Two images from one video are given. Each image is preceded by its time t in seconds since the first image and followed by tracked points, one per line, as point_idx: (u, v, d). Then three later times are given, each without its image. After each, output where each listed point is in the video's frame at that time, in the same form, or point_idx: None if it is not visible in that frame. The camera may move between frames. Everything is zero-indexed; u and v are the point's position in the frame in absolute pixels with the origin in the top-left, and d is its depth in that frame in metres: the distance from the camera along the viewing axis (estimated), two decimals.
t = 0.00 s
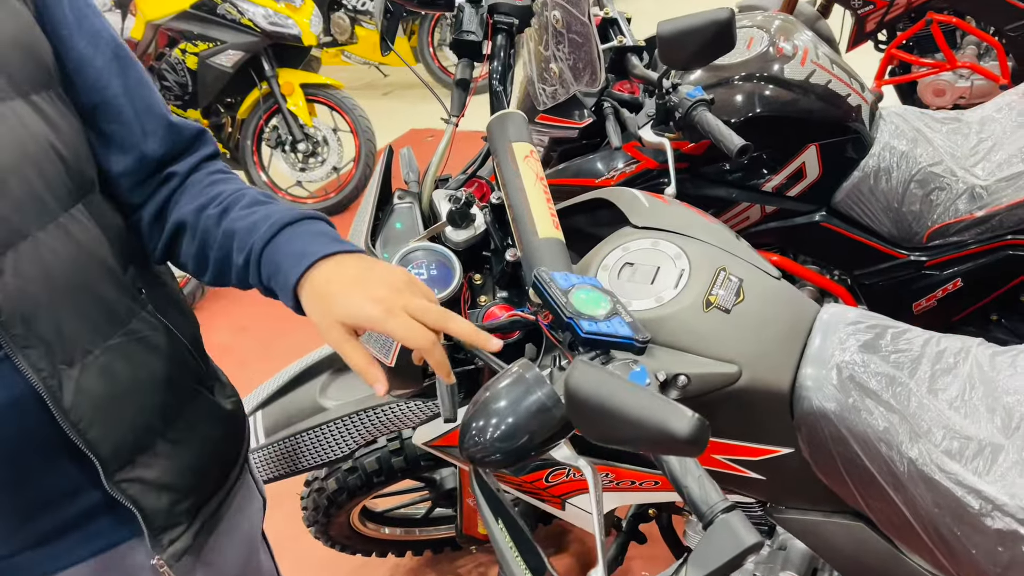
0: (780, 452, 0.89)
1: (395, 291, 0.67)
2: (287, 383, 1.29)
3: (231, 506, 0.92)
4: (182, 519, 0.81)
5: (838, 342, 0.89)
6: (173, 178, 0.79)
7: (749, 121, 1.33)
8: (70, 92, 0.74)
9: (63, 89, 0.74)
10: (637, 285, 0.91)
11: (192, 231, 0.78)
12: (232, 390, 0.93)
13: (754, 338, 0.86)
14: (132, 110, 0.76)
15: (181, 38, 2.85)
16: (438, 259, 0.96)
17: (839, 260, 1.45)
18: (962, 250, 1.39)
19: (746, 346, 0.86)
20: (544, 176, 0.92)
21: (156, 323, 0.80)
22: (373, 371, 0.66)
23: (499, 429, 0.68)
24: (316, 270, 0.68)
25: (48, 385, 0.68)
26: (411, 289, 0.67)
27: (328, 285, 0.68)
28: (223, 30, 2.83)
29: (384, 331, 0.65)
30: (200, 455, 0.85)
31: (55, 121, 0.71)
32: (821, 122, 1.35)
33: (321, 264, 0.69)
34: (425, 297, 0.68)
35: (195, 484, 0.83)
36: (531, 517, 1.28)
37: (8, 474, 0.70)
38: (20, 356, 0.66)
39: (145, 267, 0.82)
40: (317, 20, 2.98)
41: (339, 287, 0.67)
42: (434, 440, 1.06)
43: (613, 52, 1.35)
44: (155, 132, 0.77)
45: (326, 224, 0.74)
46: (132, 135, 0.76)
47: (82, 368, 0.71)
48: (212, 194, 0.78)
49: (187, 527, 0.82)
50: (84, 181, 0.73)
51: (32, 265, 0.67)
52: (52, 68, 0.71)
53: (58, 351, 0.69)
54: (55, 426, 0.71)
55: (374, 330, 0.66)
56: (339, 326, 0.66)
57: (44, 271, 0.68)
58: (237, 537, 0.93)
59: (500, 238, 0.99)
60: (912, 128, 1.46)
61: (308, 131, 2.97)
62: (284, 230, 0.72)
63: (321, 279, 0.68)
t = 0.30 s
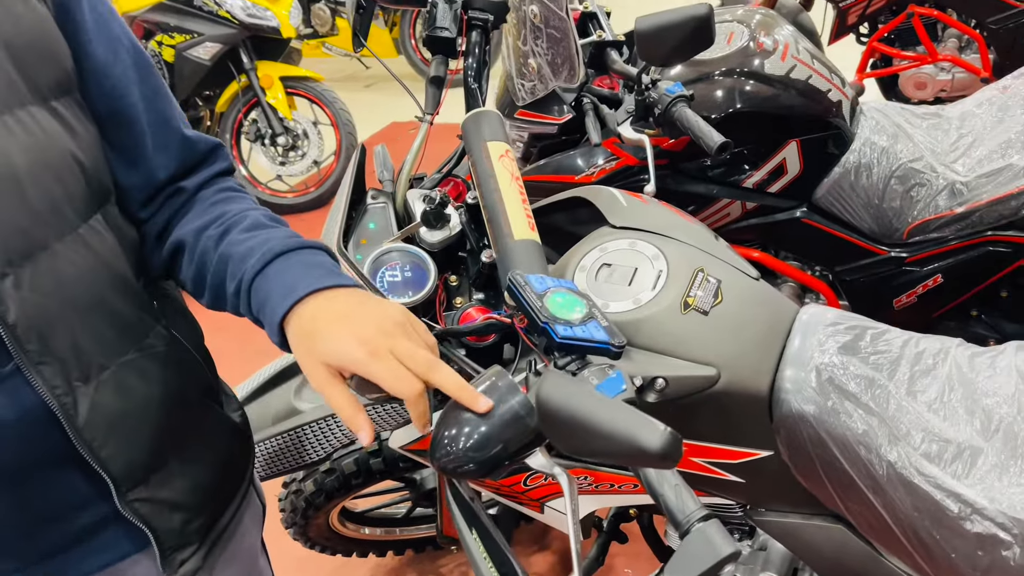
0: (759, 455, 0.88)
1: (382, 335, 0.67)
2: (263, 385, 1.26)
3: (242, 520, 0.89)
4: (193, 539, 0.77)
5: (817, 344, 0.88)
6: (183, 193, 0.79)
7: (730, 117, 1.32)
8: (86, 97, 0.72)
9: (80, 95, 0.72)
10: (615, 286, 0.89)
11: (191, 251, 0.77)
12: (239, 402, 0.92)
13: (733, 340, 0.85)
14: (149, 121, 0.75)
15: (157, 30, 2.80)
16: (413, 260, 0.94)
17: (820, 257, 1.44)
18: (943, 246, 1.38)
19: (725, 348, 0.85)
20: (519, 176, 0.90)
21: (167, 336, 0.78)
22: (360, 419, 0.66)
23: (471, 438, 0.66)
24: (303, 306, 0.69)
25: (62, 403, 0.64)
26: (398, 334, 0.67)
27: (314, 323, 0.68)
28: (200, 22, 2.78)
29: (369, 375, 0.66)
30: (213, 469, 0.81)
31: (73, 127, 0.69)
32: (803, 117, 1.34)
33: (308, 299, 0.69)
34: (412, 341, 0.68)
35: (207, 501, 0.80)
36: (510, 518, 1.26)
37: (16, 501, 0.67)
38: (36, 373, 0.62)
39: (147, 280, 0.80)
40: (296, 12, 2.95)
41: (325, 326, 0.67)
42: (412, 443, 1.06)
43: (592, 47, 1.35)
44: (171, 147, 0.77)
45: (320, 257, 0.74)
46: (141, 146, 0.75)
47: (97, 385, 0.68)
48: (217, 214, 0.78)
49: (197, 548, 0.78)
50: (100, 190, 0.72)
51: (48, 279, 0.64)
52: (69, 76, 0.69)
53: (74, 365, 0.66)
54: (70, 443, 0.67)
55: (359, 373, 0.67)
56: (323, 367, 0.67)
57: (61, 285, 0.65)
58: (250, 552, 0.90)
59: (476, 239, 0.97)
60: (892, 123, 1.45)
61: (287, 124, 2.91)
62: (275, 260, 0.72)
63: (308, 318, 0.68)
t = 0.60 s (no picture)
0: (745, 455, 0.86)
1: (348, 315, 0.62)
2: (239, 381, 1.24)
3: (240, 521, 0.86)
4: (200, 538, 0.75)
5: (804, 343, 0.86)
6: (164, 174, 0.75)
7: (713, 108, 1.29)
8: (75, 82, 0.69)
9: (69, 79, 0.68)
10: (597, 284, 0.86)
11: (164, 232, 0.74)
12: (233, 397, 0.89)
13: (718, 339, 0.83)
14: (139, 107, 0.71)
15: (130, 16, 2.74)
16: (390, 258, 0.91)
17: (803, 249, 1.43)
18: (927, 239, 1.36)
19: (711, 347, 0.82)
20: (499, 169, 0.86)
21: (163, 330, 0.75)
22: (324, 403, 0.61)
23: (449, 446, 0.64)
24: (269, 286, 0.64)
25: (65, 404, 0.61)
26: (365, 315, 0.61)
27: (278, 303, 0.63)
28: (173, 9, 2.72)
29: (332, 358, 0.60)
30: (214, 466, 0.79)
31: (63, 115, 0.66)
32: (787, 108, 1.32)
33: (276, 279, 0.64)
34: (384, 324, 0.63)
35: (210, 499, 0.78)
36: (490, 516, 1.24)
37: (17, 507, 0.64)
38: (38, 373, 0.60)
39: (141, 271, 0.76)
40: None
41: (289, 307, 0.62)
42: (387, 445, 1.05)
43: (575, 36, 1.33)
44: (160, 129, 0.73)
45: (289, 236, 0.69)
46: (133, 132, 0.71)
47: (102, 381, 0.66)
48: (193, 194, 0.74)
49: (204, 548, 0.76)
50: (92, 179, 0.68)
51: (46, 273, 0.61)
52: (60, 61, 0.66)
53: (78, 363, 0.63)
54: (74, 446, 0.65)
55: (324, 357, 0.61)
56: (288, 350, 0.62)
57: (60, 281, 0.62)
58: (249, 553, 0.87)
59: (453, 236, 0.95)
60: (877, 114, 1.44)
61: (264, 112, 2.86)
62: (242, 240, 0.67)
63: (273, 299, 0.63)
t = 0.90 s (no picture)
0: (737, 451, 0.83)
1: (338, 281, 0.59)
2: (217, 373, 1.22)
3: (219, 514, 0.82)
4: (181, 530, 0.72)
5: (798, 335, 0.84)
6: (128, 146, 0.71)
7: (702, 93, 1.26)
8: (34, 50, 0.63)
9: (28, 47, 0.63)
10: (585, 275, 0.83)
11: (132, 204, 0.70)
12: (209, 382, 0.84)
13: (710, 331, 0.80)
14: (103, 77, 0.66)
15: None
16: (369, 246, 0.87)
17: (792, 237, 1.41)
18: (916, 228, 1.34)
19: (704, 339, 0.80)
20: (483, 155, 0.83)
21: (135, 314, 0.70)
22: (317, 373, 0.58)
23: (432, 446, 0.60)
24: (250, 257, 0.61)
25: (35, 394, 0.57)
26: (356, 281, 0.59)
27: (260, 274, 0.60)
28: None
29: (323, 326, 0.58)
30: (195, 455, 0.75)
31: (22, 85, 0.61)
32: (775, 96, 1.29)
33: (257, 248, 0.61)
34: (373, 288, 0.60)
35: (191, 492, 0.74)
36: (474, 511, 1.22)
37: None
38: (4, 361, 0.55)
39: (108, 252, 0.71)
40: None
41: (274, 276, 0.59)
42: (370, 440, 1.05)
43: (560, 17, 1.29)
44: (125, 99, 0.68)
45: (266, 203, 0.66)
46: (98, 103, 0.66)
47: (74, 369, 0.62)
48: (161, 163, 0.70)
49: (186, 540, 0.73)
50: (56, 154, 0.64)
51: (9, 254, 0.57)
52: (16, 26, 0.60)
53: (47, 351, 0.59)
54: (46, 437, 0.60)
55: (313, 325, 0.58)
56: (274, 320, 0.59)
57: (25, 263, 0.58)
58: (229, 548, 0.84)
59: (436, 223, 0.90)
60: (867, 100, 1.41)
61: (242, 96, 2.78)
62: (217, 210, 0.64)
63: (255, 268, 0.60)
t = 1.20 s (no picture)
0: (727, 447, 0.81)
1: (374, 266, 0.60)
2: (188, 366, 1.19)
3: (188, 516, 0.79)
4: (145, 535, 0.69)
5: (790, 328, 0.82)
6: (96, 137, 0.67)
7: (690, 78, 1.23)
8: None
9: None
10: (571, 267, 0.80)
11: (116, 202, 0.67)
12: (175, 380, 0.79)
13: (700, 325, 0.78)
14: (58, 57, 0.62)
15: None
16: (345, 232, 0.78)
17: (780, 224, 1.38)
18: (903, 216, 1.33)
19: (695, 333, 0.77)
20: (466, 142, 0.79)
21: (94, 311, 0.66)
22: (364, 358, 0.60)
23: (413, 449, 0.57)
24: (279, 248, 0.60)
25: None
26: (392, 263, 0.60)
27: (292, 266, 0.60)
28: None
29: (369, 312, 0.58)
30: (161, 458, 0.72)
31: None
32: (763, 78, 1.26)
33: (284, 239, 0.61)
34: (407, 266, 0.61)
35: (156, 496, 0.71)
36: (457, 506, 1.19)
37: None
38: None
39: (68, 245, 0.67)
40: None
41: (310, 266, 0.59)
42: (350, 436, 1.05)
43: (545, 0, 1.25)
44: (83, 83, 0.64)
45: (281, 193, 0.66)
46: (53, 86, 0.62)
47: (26, 372, 0.58)
48: (143, 155, 0.67)
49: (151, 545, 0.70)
50: (6, 142, 0.60)
51: None
52: None
53: None
54: None
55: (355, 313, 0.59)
56: (314, 312, 0.59)
57: None
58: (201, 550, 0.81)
59: (416, 213, 0.87)
60: (856, 85, 1.39)
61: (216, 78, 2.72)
62: (232, 201, 0.63)
63: (288, 260, 0.60)
